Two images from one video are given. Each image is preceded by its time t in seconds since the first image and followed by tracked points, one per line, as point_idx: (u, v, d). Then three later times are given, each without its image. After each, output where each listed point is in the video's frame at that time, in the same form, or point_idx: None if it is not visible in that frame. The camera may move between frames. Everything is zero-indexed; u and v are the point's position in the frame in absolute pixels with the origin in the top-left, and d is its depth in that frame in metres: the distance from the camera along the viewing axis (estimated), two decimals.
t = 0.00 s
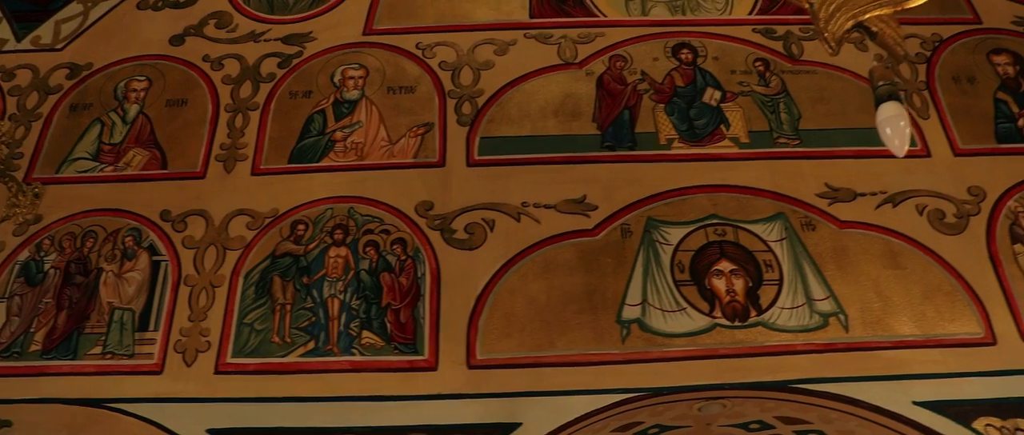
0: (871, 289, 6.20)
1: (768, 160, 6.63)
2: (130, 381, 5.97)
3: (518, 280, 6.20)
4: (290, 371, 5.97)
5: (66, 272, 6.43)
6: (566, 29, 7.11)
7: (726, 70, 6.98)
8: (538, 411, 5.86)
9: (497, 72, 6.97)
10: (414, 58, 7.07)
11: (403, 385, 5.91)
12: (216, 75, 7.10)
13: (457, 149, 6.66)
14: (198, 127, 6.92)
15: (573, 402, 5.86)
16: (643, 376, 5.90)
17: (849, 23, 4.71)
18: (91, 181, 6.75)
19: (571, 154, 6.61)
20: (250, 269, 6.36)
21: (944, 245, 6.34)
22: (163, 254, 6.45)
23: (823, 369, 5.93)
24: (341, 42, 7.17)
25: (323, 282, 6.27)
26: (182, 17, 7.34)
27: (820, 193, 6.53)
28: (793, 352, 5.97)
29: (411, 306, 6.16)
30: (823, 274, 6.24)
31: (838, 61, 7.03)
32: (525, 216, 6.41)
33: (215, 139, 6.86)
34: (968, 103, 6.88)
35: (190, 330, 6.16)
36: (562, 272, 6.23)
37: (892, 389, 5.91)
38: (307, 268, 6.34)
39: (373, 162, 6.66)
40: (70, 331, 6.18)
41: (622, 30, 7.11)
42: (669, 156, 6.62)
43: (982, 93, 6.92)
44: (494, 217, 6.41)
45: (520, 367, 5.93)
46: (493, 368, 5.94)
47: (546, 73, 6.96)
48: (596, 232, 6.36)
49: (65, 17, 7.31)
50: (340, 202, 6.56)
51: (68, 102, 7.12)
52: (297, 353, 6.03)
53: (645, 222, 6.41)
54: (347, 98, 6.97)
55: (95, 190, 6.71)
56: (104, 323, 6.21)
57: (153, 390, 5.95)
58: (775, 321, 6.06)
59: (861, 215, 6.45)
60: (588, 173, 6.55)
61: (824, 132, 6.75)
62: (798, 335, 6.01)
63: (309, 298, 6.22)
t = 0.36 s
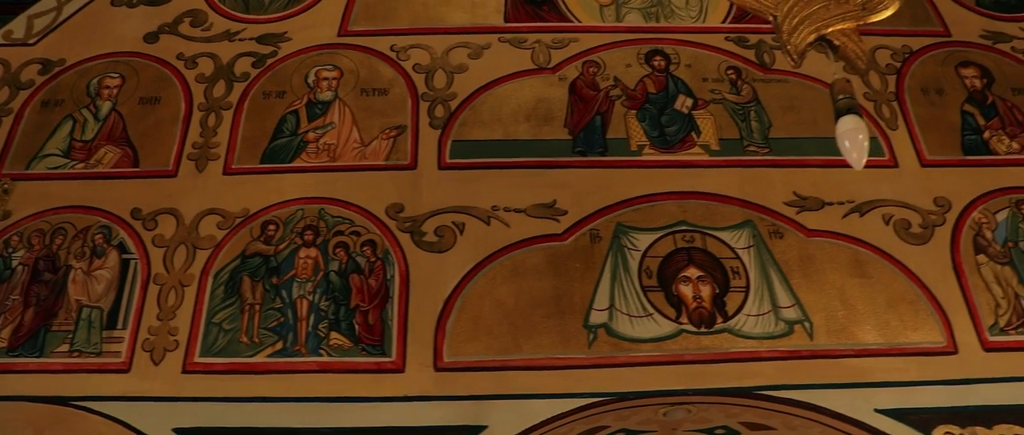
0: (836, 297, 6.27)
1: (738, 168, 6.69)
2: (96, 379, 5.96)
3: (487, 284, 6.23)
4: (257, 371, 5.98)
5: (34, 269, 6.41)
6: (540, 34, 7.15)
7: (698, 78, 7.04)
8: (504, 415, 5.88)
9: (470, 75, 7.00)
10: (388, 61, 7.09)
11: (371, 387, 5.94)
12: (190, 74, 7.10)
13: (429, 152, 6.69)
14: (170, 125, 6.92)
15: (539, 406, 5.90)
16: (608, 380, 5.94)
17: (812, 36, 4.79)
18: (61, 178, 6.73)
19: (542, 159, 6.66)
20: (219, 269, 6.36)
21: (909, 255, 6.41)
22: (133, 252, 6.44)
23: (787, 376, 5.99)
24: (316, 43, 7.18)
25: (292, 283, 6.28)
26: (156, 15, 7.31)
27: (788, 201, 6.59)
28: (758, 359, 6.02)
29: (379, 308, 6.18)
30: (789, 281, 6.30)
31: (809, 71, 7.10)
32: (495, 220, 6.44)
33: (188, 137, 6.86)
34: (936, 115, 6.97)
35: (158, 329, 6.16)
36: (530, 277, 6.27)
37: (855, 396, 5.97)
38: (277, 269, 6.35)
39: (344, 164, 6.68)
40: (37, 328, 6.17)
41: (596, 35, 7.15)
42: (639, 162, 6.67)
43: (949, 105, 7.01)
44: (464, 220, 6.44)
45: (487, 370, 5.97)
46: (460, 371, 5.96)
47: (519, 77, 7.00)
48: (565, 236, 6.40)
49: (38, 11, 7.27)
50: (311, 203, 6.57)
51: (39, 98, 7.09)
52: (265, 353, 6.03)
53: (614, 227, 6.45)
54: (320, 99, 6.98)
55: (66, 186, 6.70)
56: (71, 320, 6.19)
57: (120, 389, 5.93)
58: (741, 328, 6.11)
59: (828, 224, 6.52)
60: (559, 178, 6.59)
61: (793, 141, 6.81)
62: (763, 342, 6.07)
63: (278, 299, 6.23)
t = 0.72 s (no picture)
0: (806, 303, 6.31)
1: (710, 172, 6.73)
2: (64, 376, 5.93)
3: (458, 284, 6.25)
4: (226, 369, 5.96)
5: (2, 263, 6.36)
6: (517, 36, 7.17)
7: (672, 82, 7.08)
8: (472, 415, 5.89)
9: (446, 76, 7.02)
10: (364, 60, 7.10)
11: (340, 386, 5.94)
12: (165, 70, 7.08)
13: (403, 153, 6.70)
14: (144, 121, 6.90)
15: (508, 407, 5.91)
16: (577, 382, 5.96)
17: (779, 44, 4.87)
18: (32, 172, 6.69)
19: (516, 161, 6.68)
20: (190, 266, 6.34)
21: (878, 262, 6.47)
22: (104, 248, 6.41)
23: (755, 380, 6.03)
24: (292, 41, 7.18)
25: (263, 281, 6.28)
26: (132, 10, 7.28)
27: (760, 206, 6.63)
28: (726, 362, 6.06)
29: (350, 307, 6.19)
30: (759, 286, 6.34)
31: (783, 78, 7.15)
32: (467, 221, 6.46)
33: (161, 134, 6.84)
34: (907, 123, 7.04)
35: (128, 326, 6.13)
36: (501, 278, 6.28)
37: (822, 401, 6.01)
38: (248, 266, 6.34)
39: (318, 163, 6.68)
40: (5, 324, 6.12)
41: (572, 38, 7.17)
42: (613, 165, 6.70)
43: (921, 113, 7.08)
44: (436, 220, 6.45)
45: (456, 370, 5.98)
46: (429, 371, 5.97)
47: (494, 78, 7.02)
48: (537, 238, 6.42)
49: (12, 3, 7.20)
50: (284, 201, 6.57)
51: (11, 90, 7.04)
52: (235, 352, 6.02)
53: (586, 230, 6.48)
54: (295, 97, 6.97)
55: (37, 181, 6.65)
56: (40, 316, 6.16)
57: (88, 385, 5.90)
58: (710, 331, 6.15)
59: (799, 229, 6.56)
60: (532, 180, 6.62)
61: (766, 147, 6.85)
62: (732, 346, 6.10)
63: (249, 297, 6.22)
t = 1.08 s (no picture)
0: (774, 307, 6.33)
1: (682, 176, 6.75)
2: (29, 371, 5.89)
3: (428, 284, 6.25)
4: (193, 366, 5.93)
5: None
6: (492, 37, 7.18)
7: (646, 86, 7.10)
8: (439, 415, 5.89)
9: (420, 76, 7.01)
10: (339, 58, 7.09)
11: (307, 384, 5.92)
12: (138, 65, 7.05)
13: (376, 152, 6.69)
14: (116, 116, 6.87)
15: (475, 408, 5.91)
16: (544, 384, 5.97)
17: (745, 49, 4.90)
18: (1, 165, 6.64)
19: (489, 162, 6.68)
20: (160, 262, 6.31)
21: (847, 267, 6.50)
22: (72, 243, 6.37)
23: (722, 383, 6.05)
24: (266, 38, 7.16)
25: (232, 278, 6.26)
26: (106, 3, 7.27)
27: (731, 211, 6.65)
28: (694, 366, 6.07)
29: (319, 306, 6.18)
30: (728, 290, 6.36)
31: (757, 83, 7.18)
32: (438, 221, 6.46)
33: (133, 128, 6.81)
34: (879, 129, 7.08)
35: (95, 321, 6.09)
36: (471, 279, 6.29)
37: (788, 405, 6.04)
38: (218, 263, 6.32)
39: (290, 160, 6.66)
40: None
41: (548, 40, 7.19)
42: (585, 167, 6.71)
43: (892, 120, 7.13)
44: (408, 220, 6.45)
45: (424, 370, 5.98)
46: (397, 370, 5.97)
47: (469, 79, 7.02)
48: (508, 239, 6.43)
49: None
50: (255, 199, 6.55)
51: None
52: (202, 349, 5.99)
53: (556, 232, 6.49)
54: (269, 94, 6.96)
55: (6, 174, 6.60)
56: (5, 310, 6.12)
57: (52, 381, 5.86)
58: (679, 334, 6.17)
59: (770, 234, 6.59)
60: (504, 181, 6.62)
61: (738, 151, 6.88)
62: (701, 349, 6.12)
63: (218, 294, 6.20)
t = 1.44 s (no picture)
0: (739, 310, 6.36)
1: (651, 178, 6.77)
2: None
3: (393, 282, 6.24)
4: (155, 361, 5.89)
5: None
6: (464, 36, 7.19)
7: (617, 88, 7.12)
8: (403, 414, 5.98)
9: (391, 73, 7.01)
10: (310, 54, 7.08)
11: (271, 381, 5.89)
12: (107, 57, 7.01)
13: (344, 149, 6.69)
14: (84, 108, 6.82)
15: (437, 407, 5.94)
16: (508, 383, 5.98)
17: (707, 52, 4.94)
18: None
19: (458, 161, 6.69)
20: (124, 256, 6.28)
21: (812, 272, 6.54)
22: (35, 235, 6.31)
23: (685, 385, 6.06)
24: (237, 32, 7.14)
25: (197, 273, 6.23)
26: None
27: (698, 214, 6.68)
28: (658, 367, 6.09)
29: (284, 302, 6.16)
30: (693, 293, 6.38)
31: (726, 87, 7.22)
32: (405, 219, 6.45)
33: (101, 121, 6.77)
34: (847, 136, 7.13)
35: (56, 314, 6.03)
36: (437, 278, 6.29)
37: (748, 409, 6.14)
38: (183, 258, 6.29)
39: (258, 156, 6.65)
40: None
41: (519, 40, 7.21)
42: (554, 168, 6.73)
43: (860, 127, 7.18)
44: (375, 218, 6.44)
45: (388, 368, 5.96)
46: (361, 368, 5.95)
47: (439, 77, 7.02)
48: (474, 238, 6.43)
49: None
50: (222, 194, 6.53)
51: None
52: (165, 343, 5.95)
53: (523, 232, 6.50)
54: (239, 89, 6.93)
55: None
56: None
57: (11, 374, 5.79)
58: (643, 336, 6.19)
59: (736, 238, 6.62)
60: (473, 180, 6.63)
61: (706, 155, 6.92)
62: (665, 351, 6.14)
63: (182, 288, 6.17)
